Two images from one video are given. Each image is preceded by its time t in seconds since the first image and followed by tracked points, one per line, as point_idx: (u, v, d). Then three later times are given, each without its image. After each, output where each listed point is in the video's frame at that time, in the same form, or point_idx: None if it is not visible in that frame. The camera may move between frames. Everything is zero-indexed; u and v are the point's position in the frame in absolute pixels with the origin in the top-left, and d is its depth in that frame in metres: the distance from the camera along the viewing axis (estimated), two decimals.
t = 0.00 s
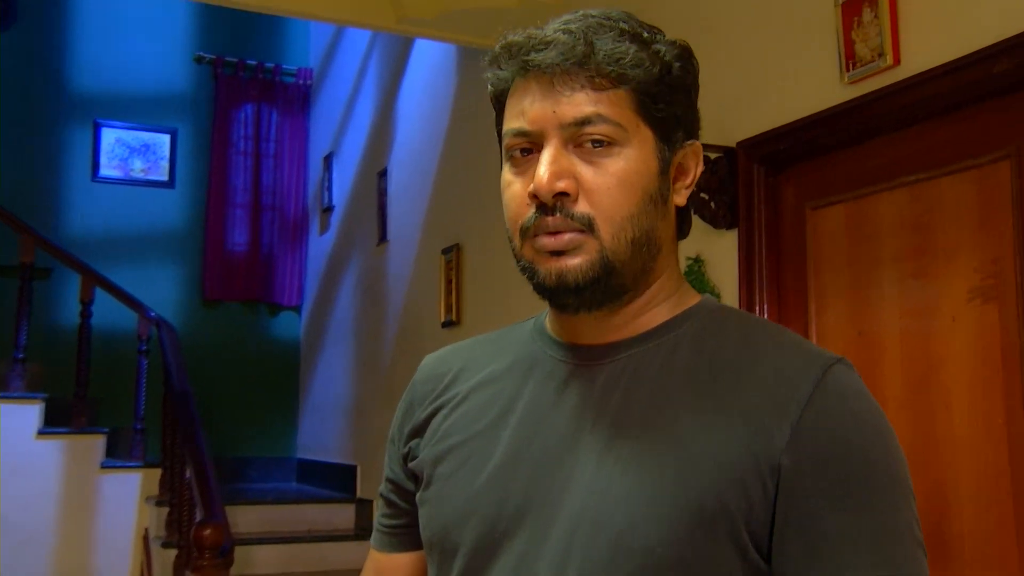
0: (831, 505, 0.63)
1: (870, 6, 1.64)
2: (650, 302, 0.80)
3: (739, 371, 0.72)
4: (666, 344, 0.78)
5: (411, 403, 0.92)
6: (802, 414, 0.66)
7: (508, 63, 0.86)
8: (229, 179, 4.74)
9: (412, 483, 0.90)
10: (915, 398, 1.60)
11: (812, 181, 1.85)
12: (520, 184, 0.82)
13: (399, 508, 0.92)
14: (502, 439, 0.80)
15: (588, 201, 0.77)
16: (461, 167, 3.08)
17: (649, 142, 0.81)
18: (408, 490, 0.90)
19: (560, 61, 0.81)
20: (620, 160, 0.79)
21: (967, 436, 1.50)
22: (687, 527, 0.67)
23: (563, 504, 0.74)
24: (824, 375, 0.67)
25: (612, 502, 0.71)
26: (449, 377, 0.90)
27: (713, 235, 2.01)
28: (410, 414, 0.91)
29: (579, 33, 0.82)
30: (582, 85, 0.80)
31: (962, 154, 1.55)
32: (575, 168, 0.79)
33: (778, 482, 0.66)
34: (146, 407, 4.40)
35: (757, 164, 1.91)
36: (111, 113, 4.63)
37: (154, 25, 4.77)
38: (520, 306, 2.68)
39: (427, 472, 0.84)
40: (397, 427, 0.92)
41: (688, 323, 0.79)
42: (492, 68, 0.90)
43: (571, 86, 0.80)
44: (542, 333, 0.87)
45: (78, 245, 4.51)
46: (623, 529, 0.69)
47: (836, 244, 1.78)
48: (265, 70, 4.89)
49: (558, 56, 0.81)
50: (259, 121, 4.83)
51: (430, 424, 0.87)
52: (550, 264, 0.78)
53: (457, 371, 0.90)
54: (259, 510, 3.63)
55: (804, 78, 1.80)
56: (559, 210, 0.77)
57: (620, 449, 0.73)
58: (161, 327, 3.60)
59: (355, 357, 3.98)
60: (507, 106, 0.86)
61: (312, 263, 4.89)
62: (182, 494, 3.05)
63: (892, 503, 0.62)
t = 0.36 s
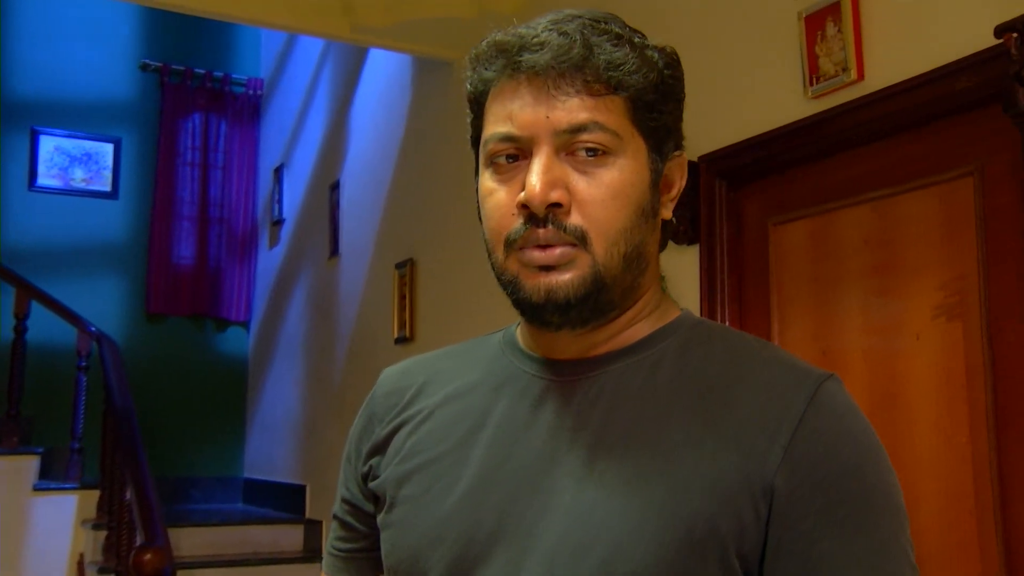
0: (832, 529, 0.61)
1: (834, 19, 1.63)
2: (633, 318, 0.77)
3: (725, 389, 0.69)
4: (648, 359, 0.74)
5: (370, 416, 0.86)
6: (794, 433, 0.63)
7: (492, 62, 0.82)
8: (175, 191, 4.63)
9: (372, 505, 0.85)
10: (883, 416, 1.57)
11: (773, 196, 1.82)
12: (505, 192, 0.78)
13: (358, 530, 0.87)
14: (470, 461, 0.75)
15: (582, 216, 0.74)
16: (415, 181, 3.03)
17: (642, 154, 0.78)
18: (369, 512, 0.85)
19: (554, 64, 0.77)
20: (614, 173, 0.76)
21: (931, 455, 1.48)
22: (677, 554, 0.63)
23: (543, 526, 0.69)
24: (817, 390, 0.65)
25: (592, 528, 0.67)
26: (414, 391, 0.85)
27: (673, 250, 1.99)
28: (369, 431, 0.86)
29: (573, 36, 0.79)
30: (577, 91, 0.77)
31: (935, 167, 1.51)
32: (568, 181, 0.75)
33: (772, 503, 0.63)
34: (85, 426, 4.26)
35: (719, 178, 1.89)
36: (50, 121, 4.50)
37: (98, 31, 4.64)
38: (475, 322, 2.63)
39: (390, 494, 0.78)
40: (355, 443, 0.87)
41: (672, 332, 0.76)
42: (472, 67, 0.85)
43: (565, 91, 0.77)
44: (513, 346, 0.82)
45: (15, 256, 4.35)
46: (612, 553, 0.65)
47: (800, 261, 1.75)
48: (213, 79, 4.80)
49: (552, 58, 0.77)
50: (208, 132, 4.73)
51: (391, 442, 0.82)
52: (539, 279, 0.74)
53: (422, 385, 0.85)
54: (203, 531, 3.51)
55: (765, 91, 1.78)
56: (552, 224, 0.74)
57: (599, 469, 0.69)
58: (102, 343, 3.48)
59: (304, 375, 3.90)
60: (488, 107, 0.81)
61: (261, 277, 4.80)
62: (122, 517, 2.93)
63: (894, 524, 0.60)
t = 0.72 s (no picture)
0: (836, 547, 0.60)
1: (812, 28, 1.61)
2: (632, 328, 0.75)
3: (722, 402, 0.68)
4: (642, 370, 0.73)
5: (350, 425, 0.83)
6: (795, 449, 0.63)
7: (489, 62, 0.79)
8: (141, 198, 4.55)
9: (350, 518, 0.81)
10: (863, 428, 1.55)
11: (751, 207, 1.81)
12: (502, 198, 0.76)
13: (334, 544, 0.83)
14: (460, 472, 0.72)
15: (585, 225, 0.73)
16: (386, 191, 2.99)
17: (644, 162, 0.76)
18: (347, 525, 0.81)
19: (558, 66, 0.75)
20: (617, 182, 0.74)
21: (911, 468, 1.46)
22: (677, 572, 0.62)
23: (532, 542, 0.67)
24: (819, 400, 0.65)
25: (587, 546, 0.65)
26: (396, 399, 0.81)
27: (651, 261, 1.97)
28: (347, 441, 0.82)
29: (578, 39, 0.77)
30: (581, 95, 0.75)
31: (915, 177, 1.50)
32: (570, 188, 0.74)
33: (773, 518, 0.62)
34: (45, 439, 4.17)
35: (696, 188, 1.88)
36: (9, 125, 4.42)
37: (60, 34, 4.55)
38: (445, 333, 2.59)
39: (371, 507, 0.75)
40: (332, 452, 0.83)
41: (672, 343, 0.74)
42: (467, 67, 0.82)
43: (569, 94, 0.75)
44: (501, 354, 0.79)
45: None
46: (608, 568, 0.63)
47: (778, 271, 1.74)
48: (180, 85, 4.73)
49: (555, 61, 0.75)
50: (174, 138, 4.66)
51: (373, 453, 0.79)
52: (538, 290, 0.72)
53: (405, 394, 0.81)
54: (165, 546, 3.43)
55: (743, 100, 1.76)
56: (554, 232, 0.72)
57: (593, 484, 0.67)
58: (63, 354, 3.39)
59: (272, 387, 3.83)
60: (483, 108, 0.79)
61: (228, 286, 4.73)
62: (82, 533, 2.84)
63: (900, 541, 0.60)
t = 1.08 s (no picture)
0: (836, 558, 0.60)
1: (794, 36, 1.61)
2: (625, 338, 0.74)
3: (715, 409, 0.68)
4: (633, 377, 0.72)
5: (324, 429, 0.81)
6: (794, 454, 0.63)
7: (487, 66, 0.78)
8: (116, 204, 4.50)
9: (325, 525, 0.79)
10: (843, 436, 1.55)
11: (732, 215, 1.81)
12: (500, 207, 0.74)
13: (307, 551, 0.81)
14: (445, 479, 0.71)
15: (587, 236, 0.72)
16: (364, 198, 2.97)
17: (643, 173, 0.76)
18: (323, 531, 0.79)
19: (561, 73, 0.74)
20: (619, 194, 0.74)
21: (893, 478, 1.45)
22: None
23: (522, 553, 0.65)
24: (812, 410, 0.65)
25: (583, 552, 0.64)
26: (375, 403, 0.79)
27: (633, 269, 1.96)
28: (323, 445, 0.80)
29: (582, 45, 0.76)
30: (584, 103, 0.74)
31: (895, 187, 1.50)
32: (572, 198, 0.73)
33: (771, 527, 0.62)
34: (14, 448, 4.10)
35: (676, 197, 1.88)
36: None
37: (33, 38, 4.50)
38: (424, 341, 2.57)
39: (351, 513, 0.73)
40: (306, 456, 0.81)
41: (662, 351, 0.74)
42: (461, 69, 0.81)
43: (573, 102, 0.74)
44: (484, 359, 0.78)
45: None
46: None
47: (758, 279, 1.74)
48: (157, 89, 4.69)
49: (559, 67, 0.74)
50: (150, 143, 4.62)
51: (350, 458, 0.77)
52: (537, 301, 0.71)
53: (384, 397, 0.80)
54: (138, 557, 3.37)
55: (725, 108, 1.75)
56: (555, 243, 0.71)
57: (587, 491, 0.66)
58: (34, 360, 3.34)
59: (248, 395, 3.79)
60: (479, 111, 0.77)
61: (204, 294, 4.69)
62: (52, 544, 2.79)
63: (895, 547, 0.61)
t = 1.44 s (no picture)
0: (824, 554, 0.63)
1: (785, 39, 1.60)
2: (609, 340, 0.75)
3: (701, 410, 0.69)
4: (617, 377, 0.72)
5: (296, 430, 0.78)
6: (781, 449, 0.66)
7: (477, 66, 0.77)
8: (108, 206, 4.49)
9: (299, 528, 0.77)
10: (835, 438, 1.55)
11: (724, 217, 1.82)
12: (490, 209, 0.74)
13: (278, 554, 0.78)
14: (429, 481, 0.70)
15: (579, 238, 0.72)
16: (357, 200, 2.96)
17: (631, 176, 0.76)
18: (297, 535, 0.77)
19: (555, 75, 0.74)
20: (610, 197, 0.74)
21: (884, 479, 1.45)
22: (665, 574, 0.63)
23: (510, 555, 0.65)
24: (794, 409, 0.68)
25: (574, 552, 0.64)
26: (348, 403, 0.77)
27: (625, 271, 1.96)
28: (295, 445, 0.77)
29: (575, 48, 0.76)
30: (579, 106, 0.74)
31: (888, 189, 1.50)
32: (565, 201, 0.73)
33: (760, 524, 0.65)
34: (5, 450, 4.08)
35: (669, 198, 1.87)
36: None
37: (22, 38, 4.47)
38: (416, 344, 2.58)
39: (331, 516, 0.71)
40: (275, 458, 0.78)
41: (645, 352, 0.74)
42: (448, 68, 0.80)
43: (567, 103, 0.74)
44: (461, 359, 0.76)
45: None
46: None
47: (750, 282, 1.74)
48: (148, 90, 4.67)
49: (554, 69, 0.74)
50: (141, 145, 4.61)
51: (326, 459, 0.75)
52: (528, 303, 0.71)
53: (359, 398, 0.77)
54: (129, 559, 3.36)
55: (717, 111, 1.76)
56: (547, 246, 0.71)
57: (574, 493, 0.67)
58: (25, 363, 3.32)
59: (240, 397, 3.79)
60: (468, 110, 0.77)
61: (196, 295, 4.68)
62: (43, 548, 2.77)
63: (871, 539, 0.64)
